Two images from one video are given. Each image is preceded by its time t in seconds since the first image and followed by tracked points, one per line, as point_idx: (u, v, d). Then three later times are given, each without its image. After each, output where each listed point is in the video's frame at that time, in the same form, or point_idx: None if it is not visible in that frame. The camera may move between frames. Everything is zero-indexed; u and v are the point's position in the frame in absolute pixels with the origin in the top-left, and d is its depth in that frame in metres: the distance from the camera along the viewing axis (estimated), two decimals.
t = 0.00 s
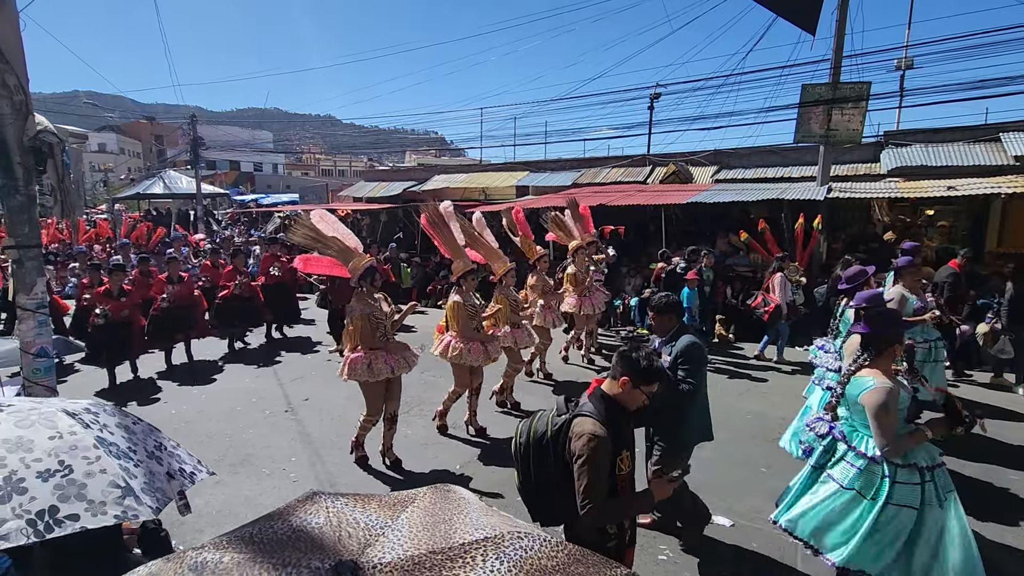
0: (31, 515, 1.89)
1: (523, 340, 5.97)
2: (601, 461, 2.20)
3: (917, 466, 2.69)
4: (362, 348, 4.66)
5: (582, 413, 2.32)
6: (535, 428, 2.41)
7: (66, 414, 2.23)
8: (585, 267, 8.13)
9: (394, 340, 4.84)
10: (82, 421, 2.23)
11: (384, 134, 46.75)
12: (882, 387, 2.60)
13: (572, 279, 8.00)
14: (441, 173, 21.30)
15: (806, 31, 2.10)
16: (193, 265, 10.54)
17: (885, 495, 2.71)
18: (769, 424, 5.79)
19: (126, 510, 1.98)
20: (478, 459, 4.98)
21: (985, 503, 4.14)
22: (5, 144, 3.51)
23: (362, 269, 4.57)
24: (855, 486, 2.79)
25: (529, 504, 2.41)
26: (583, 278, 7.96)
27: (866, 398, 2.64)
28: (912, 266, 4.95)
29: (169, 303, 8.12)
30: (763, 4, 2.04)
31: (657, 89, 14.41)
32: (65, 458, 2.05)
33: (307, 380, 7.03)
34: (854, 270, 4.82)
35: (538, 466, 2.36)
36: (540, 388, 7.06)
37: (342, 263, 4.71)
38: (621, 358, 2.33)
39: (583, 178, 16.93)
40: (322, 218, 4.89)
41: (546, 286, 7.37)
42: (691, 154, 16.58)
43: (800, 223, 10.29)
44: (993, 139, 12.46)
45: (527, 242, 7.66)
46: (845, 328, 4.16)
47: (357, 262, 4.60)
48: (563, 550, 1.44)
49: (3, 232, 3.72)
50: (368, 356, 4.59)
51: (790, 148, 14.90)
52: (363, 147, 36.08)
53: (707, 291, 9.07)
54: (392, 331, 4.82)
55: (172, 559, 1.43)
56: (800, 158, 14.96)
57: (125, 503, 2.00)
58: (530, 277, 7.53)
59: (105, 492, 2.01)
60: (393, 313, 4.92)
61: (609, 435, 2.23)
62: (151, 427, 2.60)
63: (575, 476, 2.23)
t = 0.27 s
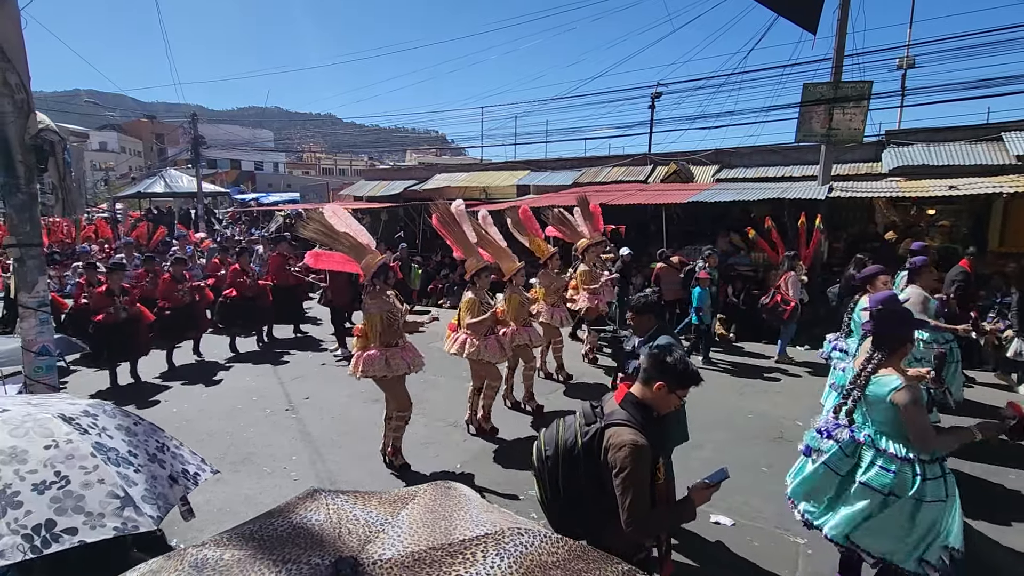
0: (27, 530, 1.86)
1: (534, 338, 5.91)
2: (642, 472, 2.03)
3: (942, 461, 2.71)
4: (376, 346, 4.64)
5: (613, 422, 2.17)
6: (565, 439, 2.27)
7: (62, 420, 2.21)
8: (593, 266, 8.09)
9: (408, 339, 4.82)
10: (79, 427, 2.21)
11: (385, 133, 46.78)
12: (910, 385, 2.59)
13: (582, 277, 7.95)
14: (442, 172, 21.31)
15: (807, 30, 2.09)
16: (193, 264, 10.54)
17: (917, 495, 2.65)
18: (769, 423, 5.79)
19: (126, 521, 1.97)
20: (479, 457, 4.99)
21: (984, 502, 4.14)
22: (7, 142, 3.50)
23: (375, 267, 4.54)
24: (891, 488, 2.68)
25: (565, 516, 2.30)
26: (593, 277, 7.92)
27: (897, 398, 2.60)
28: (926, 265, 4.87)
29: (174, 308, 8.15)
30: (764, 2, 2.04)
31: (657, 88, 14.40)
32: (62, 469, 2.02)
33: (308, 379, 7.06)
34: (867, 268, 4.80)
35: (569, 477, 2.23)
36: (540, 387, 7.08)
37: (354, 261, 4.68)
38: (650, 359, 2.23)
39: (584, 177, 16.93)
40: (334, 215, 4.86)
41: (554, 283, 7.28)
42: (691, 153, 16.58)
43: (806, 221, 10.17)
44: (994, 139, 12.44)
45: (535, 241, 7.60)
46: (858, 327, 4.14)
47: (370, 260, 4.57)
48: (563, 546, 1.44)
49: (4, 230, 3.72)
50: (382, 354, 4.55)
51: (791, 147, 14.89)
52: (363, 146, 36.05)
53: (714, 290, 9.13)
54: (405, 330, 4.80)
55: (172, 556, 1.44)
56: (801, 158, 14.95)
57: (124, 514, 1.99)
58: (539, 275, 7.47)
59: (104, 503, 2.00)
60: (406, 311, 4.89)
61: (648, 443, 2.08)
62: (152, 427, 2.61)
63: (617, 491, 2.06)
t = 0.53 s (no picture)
0: None
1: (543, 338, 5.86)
2: (665, 479, 2.01)
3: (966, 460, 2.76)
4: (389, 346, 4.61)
5: (632, 426, 2.13)
6: (582, 444, 2.20)
7: (38, 417, 2.21)
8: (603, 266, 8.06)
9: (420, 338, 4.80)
10: (56, 423, 2.23)
11: (386, 132, 46.75)
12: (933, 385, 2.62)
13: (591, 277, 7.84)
14: (442, 171, 21.32)
15: (809, 29, 2.09)
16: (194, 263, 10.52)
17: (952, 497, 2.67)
18: (770, 423, 5.79)
19: (99, 518, 1.99)
20: (480, 456, 4.99)
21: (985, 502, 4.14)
22: (8, 140, 3.50)
23: (389, 267, 4.56)
24: (933, 492, 2.65)
25: (582, 527, 2.21)
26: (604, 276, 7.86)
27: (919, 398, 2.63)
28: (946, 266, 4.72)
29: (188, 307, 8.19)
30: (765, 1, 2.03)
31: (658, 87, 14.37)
32: (32, 467, 2.02)
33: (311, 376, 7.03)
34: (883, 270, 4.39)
35: (586, 483, 2.17)
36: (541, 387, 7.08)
37: (367, 260, 4.67)
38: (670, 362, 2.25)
39: (584, 176, 16.93)
40: (349, 213, 4.87)
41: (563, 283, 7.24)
42: (692, 153, 16.57)
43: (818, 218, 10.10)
44: (996, 138, 12.42)
45: (546, 242, 7.58)
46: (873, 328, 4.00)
47: (385, 259, 4.59)
48: (566, 545, 1.44)
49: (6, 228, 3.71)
50: (396, 354, 4.53)
51: (792, 146, 14.88)
52: (364, 146, 36.07)
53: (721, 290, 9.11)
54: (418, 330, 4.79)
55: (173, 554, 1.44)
56: (802, 157, 14.94)
57: (98, 511, 2.01)
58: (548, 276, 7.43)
59: (77, 500, 2.01)
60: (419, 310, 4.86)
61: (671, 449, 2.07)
62: (142, 420, 2.68)
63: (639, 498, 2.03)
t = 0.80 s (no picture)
0: (23, 547, 1.80)
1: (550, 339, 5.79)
2: (675, 482, 2.00)
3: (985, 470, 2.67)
4: (399, 348, 4.59)
5: (644, 427, 2.12)
6: (593, 442, 2.20)
7: (59, 428, 2.14)
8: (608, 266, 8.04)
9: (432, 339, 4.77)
10: (77, 433, 2.15)
11: (386, 132, 46.78)
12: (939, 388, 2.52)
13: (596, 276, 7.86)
14: (443, 170, 21.34)
15: (809, 29, 2.08)
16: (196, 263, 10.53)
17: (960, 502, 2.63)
18: (770, 422, 5.78)
19: (127, 530, 1.93)
20: (479, 456, 5.00)
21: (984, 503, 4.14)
22: (9, 139, 3.50)
23: (402, 267, 4.50)
24: (937, 496, 2.64)
25: (591, 523, 2.24)
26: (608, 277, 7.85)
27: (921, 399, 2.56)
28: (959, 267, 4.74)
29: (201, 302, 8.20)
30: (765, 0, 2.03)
31: (659, 86, 14.34)
32: (59, 480, 1.96)
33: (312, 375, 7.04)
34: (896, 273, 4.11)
35: (596, 481, 2.19)
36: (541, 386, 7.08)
37: (380, 261, 4.64)
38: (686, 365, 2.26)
39: (585, 176, 16.93)
40: (360, 213, 4.85)
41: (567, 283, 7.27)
42: (693, 152, 16.56)
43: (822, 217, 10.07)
44: (997, 138, 12.40)
45: (551, 241, 7.55)
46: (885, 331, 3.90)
47: (397, 259, 4.53)
48: (563, 544, 1.44)
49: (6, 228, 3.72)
50: (406, 355, 4.51)
51: (793, 146, 14.86)
52: (364, 145, 36.11)
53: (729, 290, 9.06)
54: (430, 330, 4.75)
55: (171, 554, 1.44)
56: (802, 157, 14.92)
57: (125, 524, 1.95)
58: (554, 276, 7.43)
59: (103, 513, 1.95)
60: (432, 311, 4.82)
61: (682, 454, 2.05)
62: (156, 427, 2.61)
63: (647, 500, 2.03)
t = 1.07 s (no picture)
0: (53, 564, 1.72)
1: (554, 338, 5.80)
2: (686, 478, 2.00)
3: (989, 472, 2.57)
4: (410, 347, 4.59)
5: (658, 424, 2.15)
6: (608, 439, 2.25)
7: (83, 439, 2.02)
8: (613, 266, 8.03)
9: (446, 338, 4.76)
10: (99, 444, 2.05)
11: (387, 131, 46.78)
12: (946, 385, 2.52)
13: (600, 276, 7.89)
14: (443, 170, 21.35)
15: (809, 29, 2.08)
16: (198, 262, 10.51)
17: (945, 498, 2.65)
18: (770, 422, 5.78)
19: (153, 548, 1.86)
20: (480, 455, 5.01)
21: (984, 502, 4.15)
22: (10, 139, 3.51)
23: (416, 266, 4.48)
24: (912, 484, 2.75)
25: (606, 518, 2.30)
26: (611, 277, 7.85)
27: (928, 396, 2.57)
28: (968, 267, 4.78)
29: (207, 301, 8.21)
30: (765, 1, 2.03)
31: (660, 86, 14.33)
32: (85, 494, 1.87)
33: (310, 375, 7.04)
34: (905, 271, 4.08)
35: (611, 476, 2.24)
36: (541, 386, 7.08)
37: (393, 261, 4.63)
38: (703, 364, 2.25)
39: (585, 176, 16.91)
40: (371, 214, 4.84)
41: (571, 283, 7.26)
42: (693, 152, 16.56)
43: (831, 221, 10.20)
44: (998, 138, 12.39)
45: (555, 240, 7.55)
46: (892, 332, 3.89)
47: (410, 257, 4.52)
48: (563, 544, 1.45)
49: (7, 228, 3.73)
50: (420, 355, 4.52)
51: (793, 146, 14.85)
52: (364, 145, 36.13)
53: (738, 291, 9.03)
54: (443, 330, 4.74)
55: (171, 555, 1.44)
56: (803, 156, 14.91)
57: (151, 540, 1.88)
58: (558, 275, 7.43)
59: (128, 529, 1.87)
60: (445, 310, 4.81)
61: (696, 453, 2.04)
62: (171, 434, 2.49)
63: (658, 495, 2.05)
